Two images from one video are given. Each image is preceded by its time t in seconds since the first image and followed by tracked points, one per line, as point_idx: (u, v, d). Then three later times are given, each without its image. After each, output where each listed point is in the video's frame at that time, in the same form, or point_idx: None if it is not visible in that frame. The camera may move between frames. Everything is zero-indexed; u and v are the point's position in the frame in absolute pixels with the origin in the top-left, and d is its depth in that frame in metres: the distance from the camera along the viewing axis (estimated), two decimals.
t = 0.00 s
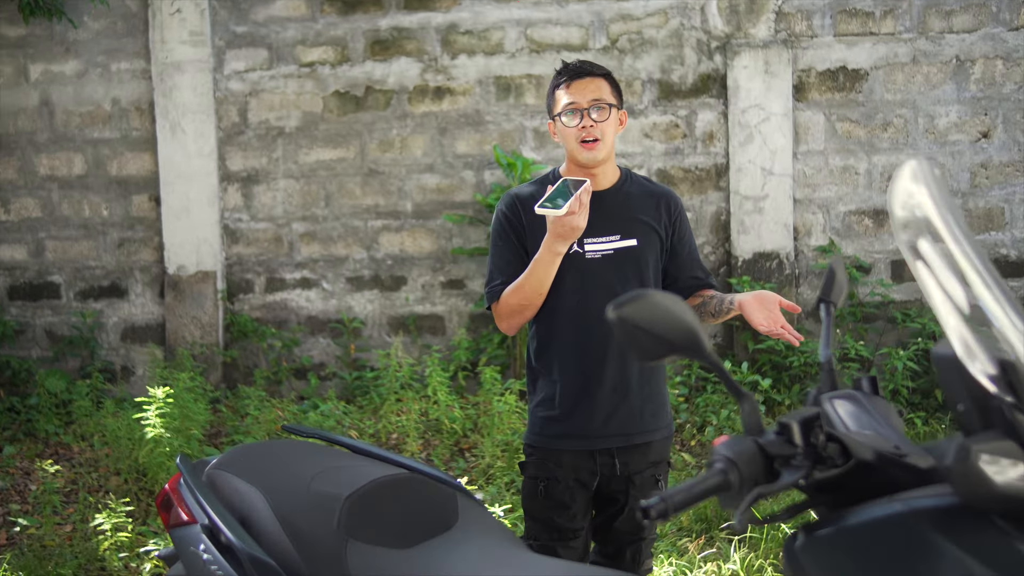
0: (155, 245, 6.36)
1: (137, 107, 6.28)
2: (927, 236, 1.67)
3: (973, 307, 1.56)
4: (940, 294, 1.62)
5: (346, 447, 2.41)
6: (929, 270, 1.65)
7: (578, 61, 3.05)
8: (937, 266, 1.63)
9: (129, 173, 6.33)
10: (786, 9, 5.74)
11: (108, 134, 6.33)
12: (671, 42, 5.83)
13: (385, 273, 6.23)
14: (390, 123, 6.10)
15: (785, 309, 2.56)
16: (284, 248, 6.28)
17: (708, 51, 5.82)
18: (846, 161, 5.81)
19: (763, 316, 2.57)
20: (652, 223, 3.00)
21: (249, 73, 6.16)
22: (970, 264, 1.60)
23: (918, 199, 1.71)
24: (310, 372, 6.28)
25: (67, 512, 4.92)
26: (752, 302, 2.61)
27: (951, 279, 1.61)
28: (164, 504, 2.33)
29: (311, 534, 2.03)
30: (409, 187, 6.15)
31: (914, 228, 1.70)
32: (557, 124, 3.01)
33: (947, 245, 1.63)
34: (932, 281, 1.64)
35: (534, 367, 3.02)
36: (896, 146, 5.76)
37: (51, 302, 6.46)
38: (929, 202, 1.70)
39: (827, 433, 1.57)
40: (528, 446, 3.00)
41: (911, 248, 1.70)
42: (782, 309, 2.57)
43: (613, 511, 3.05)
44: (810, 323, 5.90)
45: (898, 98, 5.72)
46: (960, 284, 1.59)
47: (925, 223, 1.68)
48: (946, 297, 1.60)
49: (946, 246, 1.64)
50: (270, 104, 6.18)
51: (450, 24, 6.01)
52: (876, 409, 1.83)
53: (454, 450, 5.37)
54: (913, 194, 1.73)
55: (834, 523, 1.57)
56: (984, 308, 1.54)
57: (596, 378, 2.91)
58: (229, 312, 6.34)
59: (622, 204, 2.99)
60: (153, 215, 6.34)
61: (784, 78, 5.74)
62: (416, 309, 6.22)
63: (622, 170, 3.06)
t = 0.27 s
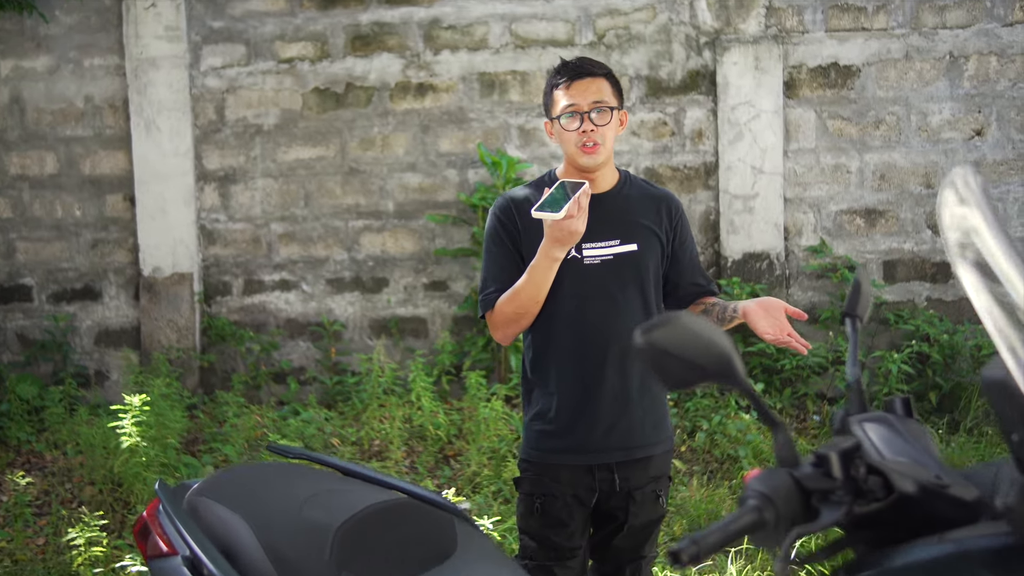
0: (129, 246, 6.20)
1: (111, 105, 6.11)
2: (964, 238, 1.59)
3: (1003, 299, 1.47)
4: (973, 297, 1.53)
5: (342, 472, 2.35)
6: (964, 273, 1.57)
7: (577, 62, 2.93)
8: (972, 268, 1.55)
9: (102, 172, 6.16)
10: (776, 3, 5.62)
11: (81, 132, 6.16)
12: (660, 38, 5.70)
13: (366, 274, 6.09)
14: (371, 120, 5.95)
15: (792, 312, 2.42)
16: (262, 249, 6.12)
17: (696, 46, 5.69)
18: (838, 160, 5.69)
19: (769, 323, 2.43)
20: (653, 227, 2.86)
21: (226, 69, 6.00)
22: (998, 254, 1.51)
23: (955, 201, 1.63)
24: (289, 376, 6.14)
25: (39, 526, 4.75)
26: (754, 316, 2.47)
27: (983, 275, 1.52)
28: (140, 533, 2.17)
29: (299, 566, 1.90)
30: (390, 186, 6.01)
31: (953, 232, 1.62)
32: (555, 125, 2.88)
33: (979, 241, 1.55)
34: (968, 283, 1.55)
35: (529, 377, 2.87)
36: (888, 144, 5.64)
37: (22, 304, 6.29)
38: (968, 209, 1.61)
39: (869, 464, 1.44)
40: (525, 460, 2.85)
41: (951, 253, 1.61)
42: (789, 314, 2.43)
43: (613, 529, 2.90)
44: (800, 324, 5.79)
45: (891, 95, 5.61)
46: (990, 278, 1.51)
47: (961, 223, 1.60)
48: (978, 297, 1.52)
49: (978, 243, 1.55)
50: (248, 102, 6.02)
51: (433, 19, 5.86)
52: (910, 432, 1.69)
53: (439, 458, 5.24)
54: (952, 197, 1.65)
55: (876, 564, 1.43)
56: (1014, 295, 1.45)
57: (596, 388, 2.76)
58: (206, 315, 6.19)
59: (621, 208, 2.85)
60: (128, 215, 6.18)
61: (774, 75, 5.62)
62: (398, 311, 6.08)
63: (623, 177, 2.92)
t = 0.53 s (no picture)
0: (98, 250, 6.07)
1: (79, 106, 5.98)
2: (991, 241, 1.52)
3: None
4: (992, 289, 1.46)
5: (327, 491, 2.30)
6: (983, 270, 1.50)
7: (566, 61, 2.83)
8: (992, 263, 1.48)
9: (70, 175, 6.03)
10: (757, 2, 5.54)
11: (49, 133, 6.03)
12: (639, 36, 5.62)
13: (341, 278, 5.98)
14: (346, 121, 5.85)
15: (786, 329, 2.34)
16: (235, 253, 6.01)
17: (676, 45, 5.61)
18: (819, 160, 5.62)
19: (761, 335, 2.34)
20: (642, 232, 2.77)
21: (197, 69, 5.88)
22: None
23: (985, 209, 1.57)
24: (263, 382, 6.02)
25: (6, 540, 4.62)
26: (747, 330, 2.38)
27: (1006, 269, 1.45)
28: (112, 555, 2.08)
29: None
30: (365, 188, 5.90)
31: (979, 238, 1.55)
32: (541, 125, 2.79)
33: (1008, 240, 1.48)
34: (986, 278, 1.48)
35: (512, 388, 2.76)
36: (870, 144, 5.58)
37: None
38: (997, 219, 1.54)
39: (891, 488, 1.34)
40: (510, 473, 2.74)
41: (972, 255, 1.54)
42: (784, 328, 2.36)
43: (599, 543, 2.79)
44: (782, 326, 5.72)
45: (873, 94, 5.54)
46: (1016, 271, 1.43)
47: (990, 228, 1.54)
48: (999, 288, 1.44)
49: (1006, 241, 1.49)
50: (219, 102, 5.90)
51: (408, 18, 5.75)
52: (924, 449, 1.61)
53: (416, 466, 5.14)
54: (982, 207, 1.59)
55: None
56: None
57: (584, 398, 2.67)
58: (177, 320, 6.07)
59: (609, 213, 2.76)
60: (97, 219, 6.05)
61: (755, 74, 5.54)
62: (373, 316, 5.98)
63: (611, 179, 2.83)
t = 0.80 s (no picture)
0: (70, 251, 5.99)
1: (49, 105, 5.89)
2: (996, 250, 1.49)
3: None
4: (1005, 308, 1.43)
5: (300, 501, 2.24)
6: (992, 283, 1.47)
7: (546, 56, 2.77)
8: (997, 273, 1.47)
9: (41, 175, 5.94)
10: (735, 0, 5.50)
11: (18, 133, 5.94)
12: (617, 35, 5.57)
13: (316, 279, 5.91)
14: (320, 121, 5.78)
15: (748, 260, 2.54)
16: (208, 254, 5.93)
17: (654, 44, 5.56)
18: (798, 160, 5.59)
19: (737, 284, 2.54)
20: (622, 232, 2.71)
21: (169, 68, 5.80)
22: None
23: (988, 216, 1.55)
24: (237, 384, 5.95)
25: None
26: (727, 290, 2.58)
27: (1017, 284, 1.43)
28: (78, 568, 2.01)
29: None
30: (340, 188, 5.83)
31: (983, 247, 1.52)
32: (520, 121, 2.73)
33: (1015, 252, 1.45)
34: (994, 292, 1.46)
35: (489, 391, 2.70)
36: (849, 144, 5.55)
37: None
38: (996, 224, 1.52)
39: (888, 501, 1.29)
40: (486, 479, 2.68)
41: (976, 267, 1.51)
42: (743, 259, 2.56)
43: (579, 549, 2.73)
44: (762, 327, 5.68)
45: (852, 94, 5.50)
46: None
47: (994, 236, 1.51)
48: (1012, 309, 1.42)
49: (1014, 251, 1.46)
50: (192, 102, 5.83)
51: (383, 16, 5.69)
52: (917, 460, 1.56)
53: (393, 470, 5.08)
54: (985, 212, 1.56)
55: None
56: None
57: (562, 402, 2.62)
58: (150, 323, 5.99)
59: (590, 212, 2.70)
60: (68, 220, 5.97)
61: (734, 74, 5.50)
62: (349, 317, 5.91)
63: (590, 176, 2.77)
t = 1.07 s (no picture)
0: (55, 251, 5.94)
1: (33, 104, 5.85)
2: (980, 251, 1.45)
3: None
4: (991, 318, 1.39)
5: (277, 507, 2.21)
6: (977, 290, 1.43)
7: (530, 54, 2.73)
8: (982, 275, 1.42)
9: (26, 175, 5.90)
10: None
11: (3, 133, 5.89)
12: (605, 35, 5.54)
13: (303, 280, 5.87)
14: (307, 120, 5.74)
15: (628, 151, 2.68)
16: (194, 254, 5.89)
17: (643, 44, 5.53)
18: (788, 160, 5.56)
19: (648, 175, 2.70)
20: (605, 233, 2.68)
21: (154, 67, 5.76)
22: None
23: (972, 214, 1.50)
24: (224, 386, 5.90)
25: None
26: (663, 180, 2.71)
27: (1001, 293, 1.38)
28: None
29: None
30: (327, 189, 5.79)
31: (967, 247, 1.48)
32: (503, 121, 2.69)
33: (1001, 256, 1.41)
34: (979, 296, 1.41)
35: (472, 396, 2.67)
36: (839, 144, 5.52)
37: None
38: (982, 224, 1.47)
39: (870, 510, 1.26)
40: (468, 484, 2.64)
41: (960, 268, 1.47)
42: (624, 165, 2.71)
43: (562, 554, 2.69)
44: (751, 329, 5.65)
45: (841, 94, 5.48)
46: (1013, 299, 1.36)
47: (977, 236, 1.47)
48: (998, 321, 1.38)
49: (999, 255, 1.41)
50: (178, 101, 5.78)
51: (370, 15, 5.65)
52: (903, 469, 1.53)
53: (380, 472, 5.03)
54: (969, 210, 1.51)
55: None
56: None
57: (545, 405, 2.58)
58: (136, 323, 5.94)
59: (572, 213, 2.67)
60: (53, 220, 5.92)
61: (723, 73, 5.47)
62: (336, 318, 5.87)
63: (574, 177, 2.74)
